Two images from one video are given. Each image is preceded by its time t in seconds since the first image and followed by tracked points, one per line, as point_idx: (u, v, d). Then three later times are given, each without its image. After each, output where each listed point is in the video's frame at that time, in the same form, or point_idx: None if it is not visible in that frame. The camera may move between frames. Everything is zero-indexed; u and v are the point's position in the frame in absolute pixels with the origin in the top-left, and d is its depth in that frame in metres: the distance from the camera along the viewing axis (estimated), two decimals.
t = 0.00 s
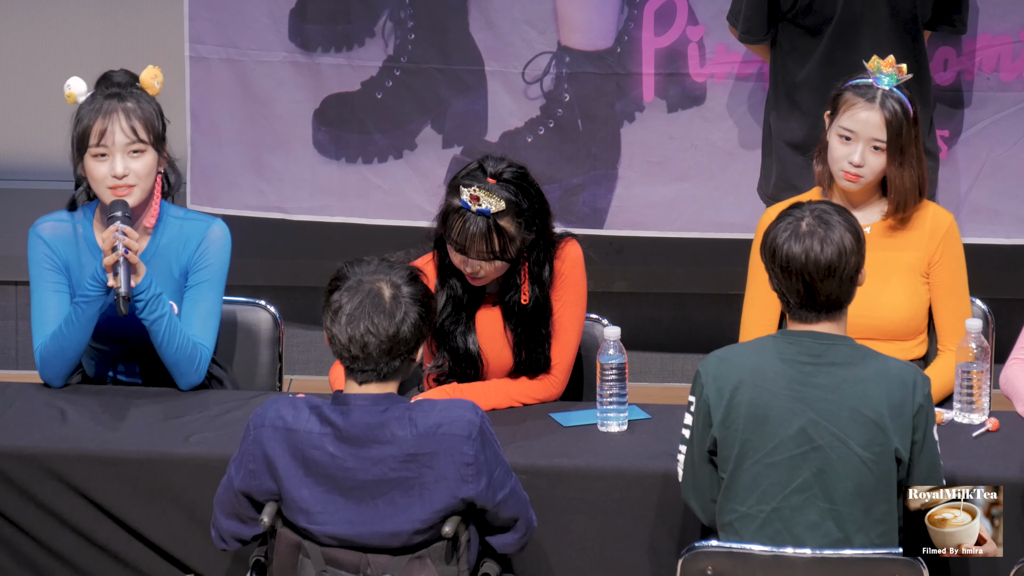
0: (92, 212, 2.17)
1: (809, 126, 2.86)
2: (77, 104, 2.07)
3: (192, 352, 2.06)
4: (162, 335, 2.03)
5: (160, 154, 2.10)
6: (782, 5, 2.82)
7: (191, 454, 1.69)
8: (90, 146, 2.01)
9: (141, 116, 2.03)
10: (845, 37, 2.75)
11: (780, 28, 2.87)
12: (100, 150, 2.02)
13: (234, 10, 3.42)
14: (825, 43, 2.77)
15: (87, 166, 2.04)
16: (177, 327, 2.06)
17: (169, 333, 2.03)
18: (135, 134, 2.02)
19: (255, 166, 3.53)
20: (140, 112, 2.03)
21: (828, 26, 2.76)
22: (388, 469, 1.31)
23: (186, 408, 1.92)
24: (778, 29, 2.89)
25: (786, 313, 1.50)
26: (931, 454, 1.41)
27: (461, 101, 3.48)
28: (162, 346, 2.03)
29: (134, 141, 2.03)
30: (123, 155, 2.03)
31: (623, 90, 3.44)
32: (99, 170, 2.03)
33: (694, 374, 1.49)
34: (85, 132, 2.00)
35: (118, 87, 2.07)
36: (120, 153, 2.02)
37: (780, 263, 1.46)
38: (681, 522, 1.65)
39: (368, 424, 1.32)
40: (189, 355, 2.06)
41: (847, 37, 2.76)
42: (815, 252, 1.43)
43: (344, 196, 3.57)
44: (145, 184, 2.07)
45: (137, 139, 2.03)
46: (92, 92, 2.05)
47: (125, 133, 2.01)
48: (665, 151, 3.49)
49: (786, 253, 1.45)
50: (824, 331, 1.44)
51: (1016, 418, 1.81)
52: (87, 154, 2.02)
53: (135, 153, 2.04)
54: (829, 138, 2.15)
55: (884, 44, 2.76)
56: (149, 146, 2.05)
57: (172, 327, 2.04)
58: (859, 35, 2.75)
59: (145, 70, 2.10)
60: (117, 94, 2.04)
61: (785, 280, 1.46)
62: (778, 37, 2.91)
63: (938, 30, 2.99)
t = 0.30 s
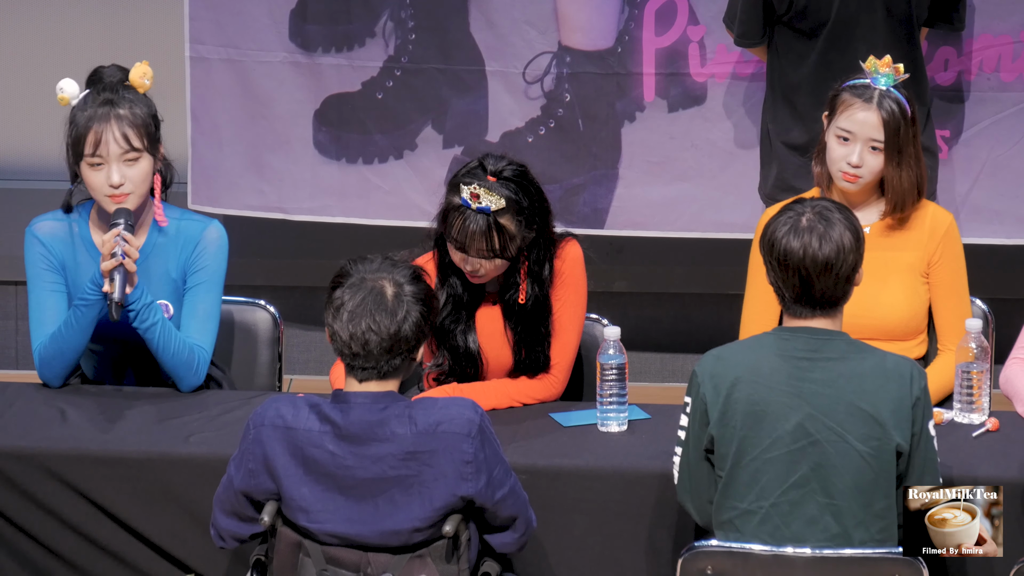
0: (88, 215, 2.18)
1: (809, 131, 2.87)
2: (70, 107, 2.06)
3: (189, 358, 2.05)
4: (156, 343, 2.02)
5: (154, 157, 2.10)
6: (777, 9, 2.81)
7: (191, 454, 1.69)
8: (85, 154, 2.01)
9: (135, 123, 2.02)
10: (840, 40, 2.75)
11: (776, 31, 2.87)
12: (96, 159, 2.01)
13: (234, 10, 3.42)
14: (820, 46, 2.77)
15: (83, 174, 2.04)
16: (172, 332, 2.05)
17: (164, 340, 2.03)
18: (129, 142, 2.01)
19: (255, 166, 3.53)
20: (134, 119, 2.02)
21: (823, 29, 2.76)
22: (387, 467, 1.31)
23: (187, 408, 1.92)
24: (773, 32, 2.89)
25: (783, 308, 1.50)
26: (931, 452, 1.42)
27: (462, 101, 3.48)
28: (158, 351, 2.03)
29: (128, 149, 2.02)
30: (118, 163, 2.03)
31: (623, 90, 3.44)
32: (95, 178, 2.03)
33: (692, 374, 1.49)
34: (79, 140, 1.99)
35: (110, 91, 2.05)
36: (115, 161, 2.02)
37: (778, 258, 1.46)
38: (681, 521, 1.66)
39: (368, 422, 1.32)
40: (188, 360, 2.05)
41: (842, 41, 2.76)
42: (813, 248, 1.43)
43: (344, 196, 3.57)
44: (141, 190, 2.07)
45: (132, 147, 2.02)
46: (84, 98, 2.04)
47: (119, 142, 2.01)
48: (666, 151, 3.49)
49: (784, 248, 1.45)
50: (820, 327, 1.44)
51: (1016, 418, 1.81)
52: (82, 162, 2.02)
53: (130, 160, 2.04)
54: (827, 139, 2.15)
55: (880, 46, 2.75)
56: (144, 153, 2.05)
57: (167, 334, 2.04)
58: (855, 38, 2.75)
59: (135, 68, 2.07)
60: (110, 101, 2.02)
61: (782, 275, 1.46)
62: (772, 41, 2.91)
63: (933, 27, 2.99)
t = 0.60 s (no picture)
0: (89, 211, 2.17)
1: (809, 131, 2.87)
2: (77, 95, 2.08)
3: (191, 356, 2.06)
4: (159, 341, 2.02)
5: (160, 150, 2.10)
6: (774, 9, 2.82)
7: (191, 454, 1.69)
8: (90, 145, 2.01)
9: (140, 115, 2.02)
10: (839, 40, 2.76)
11: (773, 32, 2.87)
12: (100, 150, 2.01)
13: (235, 10, 3.42)
14: (818, 46, 2.77)
15: (88, 164, 2.04)
16: (174, 329, 2.05)
17: (166, 338, 2.03)
18: (133, 133, 2.01)
19: (256, 166, 3.53)
20: (139, 110, 2.02)
21: (821, 29, 2.76)
22: (387, 466, 1.31)
23: (187, 408, 1.92)
24: (770, 33, 2.89)
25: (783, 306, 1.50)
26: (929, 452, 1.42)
27: (462, 102, 3.48)
28: (160, 350, 2.03)
29: (132, 141, 2.02)
30: (122, 155, 2.02)
31: (624, 90, 3.44)
32: (100, 169, 2.03)
33: (691, 374, 1.49)
34: (84, 130, 1.99)
35: (117, 81, 2.05)
36: (120, 153, 2.02)
37: (781, 254, 1.46)
38: (680, 522, 1.66)
39: (368, 421, 1.32)
40: (188, 359, 2.05)
41: (840, 41, 2.76)
42: (817, 250, 1.43)
43: (344, 197, 3.57)
44: (145, 183, 2.07)
45: (136, 139, 2.02)
46: (91, 87, 2.04)
47: (124, 133, 2.00)
48: (666, 151, 3.49)
49: (787, 246, 1.45)
50: (819, 327, 1.44)
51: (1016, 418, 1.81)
52: (87, 152, 2.02)
53: (134, 152, 2.03)
54: (824, 141, 2.15)
55: (877, 46, 2.76)
56: (149, 145, 2.05)
57: (168, 332, 2.04)
58: (852, 38, 2.75)
59: (143, 58, 2.08)
60: (116, 91, 2.03)
61: (784, 272, 1.46)
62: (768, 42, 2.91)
63: (930, 25, 2.99)
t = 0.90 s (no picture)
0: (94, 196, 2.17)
1: (807, 130, 2.87)
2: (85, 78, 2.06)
3: (203, 350, 2.10)
4: (174, 339, 2.02)
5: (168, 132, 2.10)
6: (771, 8, 2.82)
7: (191, 454, 1.69)
8: (99, 125, 2.00)
9: (150, 96, 2.03)
10: (837, 38, 2.75)
11: (770, 32, 2.87)
12: (109, 130, 2.01)
13: (235, 11, 3.42)
14: (817, 45, 2.77)
15: (95, 144, 2.04)
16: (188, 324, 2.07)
17: (182, 336, 2.04)
18: (143, 113, 2.01)
19: (256, 166, 3.53)
20: (149, 91, 2.02)
21: (819, 28, 2.76)
22: (388, 468, 1.31)
23: (187, 408, 1.92)
24: (767, 32, 2.90)
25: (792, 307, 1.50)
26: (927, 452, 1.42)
27: (462, 102, 3.48)
28: (173, 347, 2.04)
29: (142, 121, 2.02)
30: (131, 134, 2.02)
31: (624, 90, 3.44)
32: (108, 149, 2.03)
33: (692, 375, 1.49)
34: (94, 110, 1.99)
35: (126, 63, 2.05)
36: (129, 132, 2.02)
37: (793, 256, 1.46)
38: (680, 521, 1.66)
39: (370, 423, 1.32)
40: (201, 353, 2.09)
41: (838, 40, 2.76)
42: (830, 254, 1.42)
43: (345, 197, 3.57)
44: (153, 163, 2.07)
45: (145, 119, 2.02)
46: (100, 68, 2.04)
47: (134, 113, 2.00)
48: (667, 151, 3.49)
49: (800, 248, 1.45)
50: (823, 330, 1.44)
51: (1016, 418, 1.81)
52: (95, 132, 2.02)
53: (143, 132, 2.03)
54: (823, 142, 2.15)
55: (876, 45, 2.76)
56: (157, 126, 2.05)
57: (183, 328, 2.04)
58: (851, 36, 2.75)
59: (152, 41, 2.09)
60: (126, 72, 2.03)
61: (795, 272, 1.46)
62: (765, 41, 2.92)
63: (927, 24, 2.98)
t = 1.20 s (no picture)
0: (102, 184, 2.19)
1: (805, 130, 2.87)
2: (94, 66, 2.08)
3: (215, 337, 2.10)
4: (186, 324, 2.03)
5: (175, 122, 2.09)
6: (768, 8, 2.82)
7: (191, 454, 1.69)
8: (106, 114, 2.00)
9: (158, 85, 2.03)
10: (832, 39, 2.76)
11: (767, 31, 2.86)
12: (116, 119, 2.01)
13: (235, 11, 3.43)
14: (812, 46, 2.78)
15: (104, 133, 2.04)
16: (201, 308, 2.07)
17: (195, 321, 2.04)
18: (150, 103, 2.01)
19: (256, 166, 3.53)
20: (157, 81, 2.02)
21: (815, 28, 2.76)
22: (388, 469, 1.31)
23: (187, 408, 1.92)
24: (763, 32, 2.89)
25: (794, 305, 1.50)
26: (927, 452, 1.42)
27: (462, 102, 3.48)
28: (184, 331, 2.04)
29: (149, 110, 2.01)
30: (138, 124, 2.02)
31: (624, 90, 3.44)
32: (115, 137, 2.03)
33: (696, 374, 1.49)
34: (101, 99, 1.99)
35: (134, 52, 2.05)
36: (136, 122, 2.01)
37: (799, 255, 1.46)
38: (680, 521, 1.66)
39: (370, 424, 1.32)
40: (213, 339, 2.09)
41: (834, 41, 2.77)
42: (836, 254, 1.43)
43: (344, 197, 3.57)
44: (161, 153, 2.07)
45: (153, 108, 2.02)
46: (108, 58, 2.04)
47: (141, 103, 2.00)
48: (667, 151, 3.49)
49: (806, 248, 1.45)
50: (825, 329, 1.44)
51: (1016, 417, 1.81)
52: (103, 121, 2.02)
53: (151, 121, 2.03)
54: (823, 142, 2.14)
55: (872, 46, 2.76)
56: (165, 115, 2.04)
57: (195, 313, 2.04)
58: (846, 37, 2.76)
59: (161, 31, 2.08)
60: (134, 61, 2.03)
61: (800, 271, 1.46)
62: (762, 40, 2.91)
63: (924, 24, 2.97)
